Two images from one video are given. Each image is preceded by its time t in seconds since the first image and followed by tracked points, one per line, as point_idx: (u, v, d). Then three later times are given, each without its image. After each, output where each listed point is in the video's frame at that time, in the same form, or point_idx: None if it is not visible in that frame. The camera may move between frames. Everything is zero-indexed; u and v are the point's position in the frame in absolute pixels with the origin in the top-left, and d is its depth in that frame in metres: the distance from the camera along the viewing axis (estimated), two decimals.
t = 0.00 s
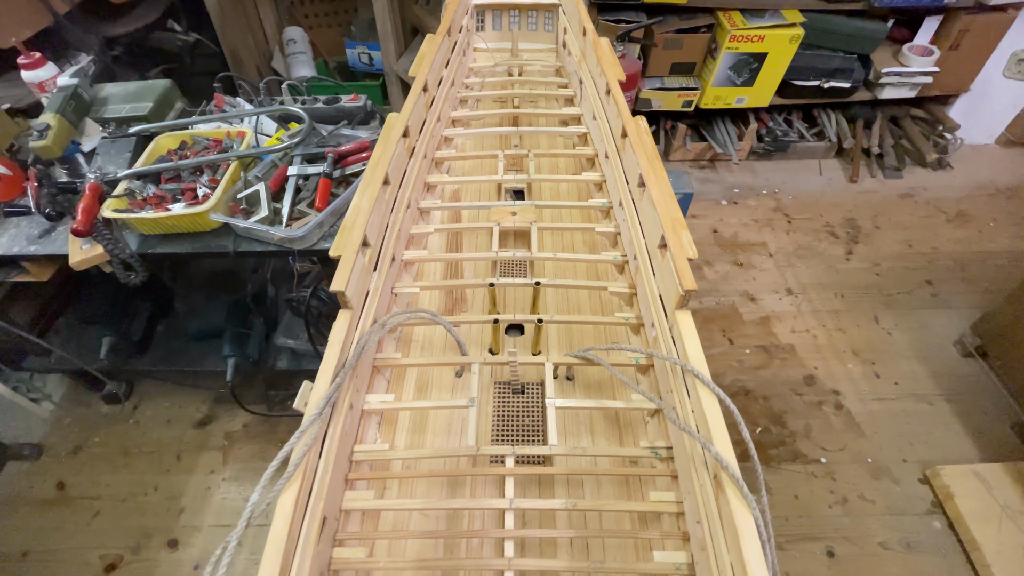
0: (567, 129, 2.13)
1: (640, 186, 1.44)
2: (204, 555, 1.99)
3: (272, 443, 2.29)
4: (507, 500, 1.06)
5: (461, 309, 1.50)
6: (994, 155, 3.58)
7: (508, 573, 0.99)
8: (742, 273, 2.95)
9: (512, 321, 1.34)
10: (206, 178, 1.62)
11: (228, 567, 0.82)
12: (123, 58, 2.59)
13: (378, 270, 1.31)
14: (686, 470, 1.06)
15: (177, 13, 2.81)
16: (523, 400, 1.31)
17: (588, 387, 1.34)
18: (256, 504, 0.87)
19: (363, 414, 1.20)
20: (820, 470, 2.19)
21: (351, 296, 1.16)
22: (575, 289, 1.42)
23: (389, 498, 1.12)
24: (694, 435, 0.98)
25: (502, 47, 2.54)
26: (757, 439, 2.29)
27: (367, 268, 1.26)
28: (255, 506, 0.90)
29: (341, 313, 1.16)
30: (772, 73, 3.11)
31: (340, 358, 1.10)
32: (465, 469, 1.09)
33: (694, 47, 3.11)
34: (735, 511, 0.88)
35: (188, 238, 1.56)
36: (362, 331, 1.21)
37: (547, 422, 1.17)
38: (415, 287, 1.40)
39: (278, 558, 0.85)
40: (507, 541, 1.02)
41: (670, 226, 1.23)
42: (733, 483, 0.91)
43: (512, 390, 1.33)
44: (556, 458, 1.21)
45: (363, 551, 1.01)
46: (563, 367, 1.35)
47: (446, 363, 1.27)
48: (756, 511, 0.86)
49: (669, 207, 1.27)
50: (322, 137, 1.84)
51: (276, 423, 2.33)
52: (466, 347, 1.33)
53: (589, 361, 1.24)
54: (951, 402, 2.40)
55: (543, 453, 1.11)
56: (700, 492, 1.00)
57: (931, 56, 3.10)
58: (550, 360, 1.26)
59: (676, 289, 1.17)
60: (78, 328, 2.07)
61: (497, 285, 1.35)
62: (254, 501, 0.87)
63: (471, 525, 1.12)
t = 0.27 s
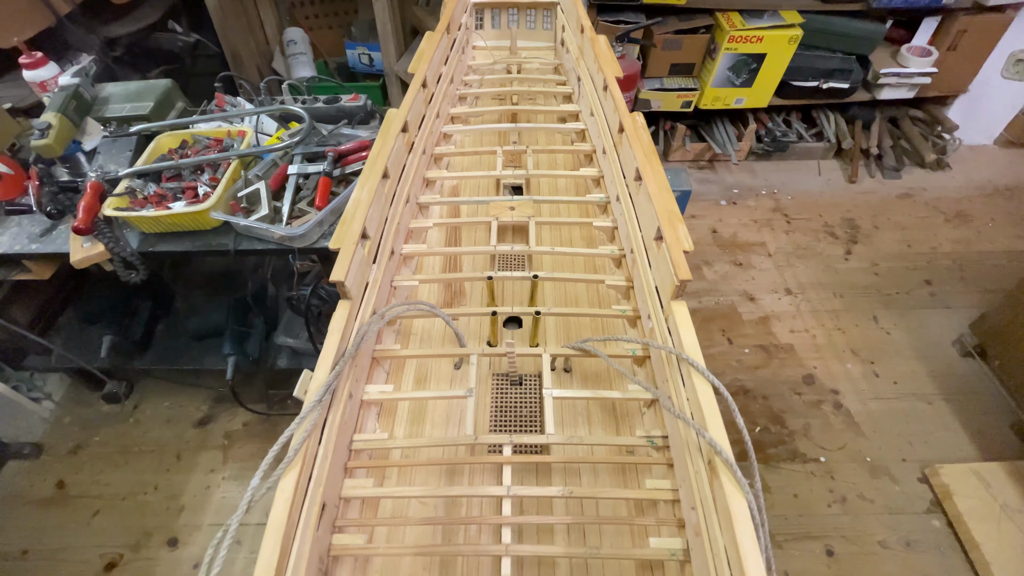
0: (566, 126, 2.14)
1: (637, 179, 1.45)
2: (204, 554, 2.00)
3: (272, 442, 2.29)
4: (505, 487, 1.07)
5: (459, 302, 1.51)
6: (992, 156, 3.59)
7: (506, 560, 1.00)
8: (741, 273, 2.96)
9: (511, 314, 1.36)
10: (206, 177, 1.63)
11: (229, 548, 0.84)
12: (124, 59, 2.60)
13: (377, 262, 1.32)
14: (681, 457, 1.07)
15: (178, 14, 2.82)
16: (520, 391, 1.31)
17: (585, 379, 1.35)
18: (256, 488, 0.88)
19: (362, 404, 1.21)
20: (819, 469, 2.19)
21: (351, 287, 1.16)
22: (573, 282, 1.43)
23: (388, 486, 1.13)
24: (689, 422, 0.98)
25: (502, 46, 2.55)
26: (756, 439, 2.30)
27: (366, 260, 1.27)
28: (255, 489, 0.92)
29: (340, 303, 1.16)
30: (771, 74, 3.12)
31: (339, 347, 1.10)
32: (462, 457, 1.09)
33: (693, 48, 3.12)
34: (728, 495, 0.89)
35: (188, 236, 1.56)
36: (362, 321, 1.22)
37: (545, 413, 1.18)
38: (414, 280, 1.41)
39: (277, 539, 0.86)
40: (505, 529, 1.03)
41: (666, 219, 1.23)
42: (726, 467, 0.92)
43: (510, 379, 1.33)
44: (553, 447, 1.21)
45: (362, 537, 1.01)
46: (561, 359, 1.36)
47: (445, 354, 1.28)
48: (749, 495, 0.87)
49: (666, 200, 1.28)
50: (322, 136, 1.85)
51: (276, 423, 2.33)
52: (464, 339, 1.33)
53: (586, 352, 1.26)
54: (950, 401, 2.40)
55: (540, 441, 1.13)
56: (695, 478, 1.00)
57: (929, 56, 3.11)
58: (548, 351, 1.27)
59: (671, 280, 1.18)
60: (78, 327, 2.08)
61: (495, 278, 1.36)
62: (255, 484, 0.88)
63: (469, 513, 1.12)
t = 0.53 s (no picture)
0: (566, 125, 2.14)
1: (636, 175, 1.45)
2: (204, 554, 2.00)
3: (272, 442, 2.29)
4: (505, 480, 1.07)
5: (460, 298, 1.51)
6: (991, 156, 3.59)
7: (506, 551, 1.00)
8: (741, 273, 2.96)
9: (511, 310, 1.36)
10: (207, 177, 1.63)
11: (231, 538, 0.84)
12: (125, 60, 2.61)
13: (379, 257, 1.32)
14: (681, 450, 1.07)
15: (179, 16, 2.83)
16: (521, 385, 1.32)
17: (585, 374, 1.36)
18: (258, 477, 0.89)
19: (363, 399, 1.21)
20: (819, 469, 2.19)
21: (352, 281, 1.17)
22: (573, 278, 1.43)
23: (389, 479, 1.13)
24: (687, 414, 0.99)
25: (502, 45, 2.55)
26: (756, 439, 2.30)
27: (368, 255, 1.27)
28: (258, 480, 0.92)
29: (341, 297, 1.17)
30: (771, 75, 3.13)
31: (341, 340, 1.11)
32: (462, 450, 1.10)
33: (692, 49, 3.13)
34: (727, 485, 0.89)
35: (189, 236, 1.57)
36: (363, 315, 1.22)
37: (545, 407, 1.19)
38: (415, 277, 1.42)
39: (280, 529, 0.86)
40: (505, 519, 1.03)
41: (665, 214, 1.23)
42: (725, 458, 0.92)
43: (510, 374, 1.34)
44: (553, 440, 1.22)
45: (363, 529, 1.02)
46: (561, 354, 1.36)
47: (445, 349, 1.28)
48: (748, 485, 0.87)
49: (665, 196, 1.28)
50: (322, 136, 1.86)
51: (277, 423, 2.33)
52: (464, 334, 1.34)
53: (586, 347, 1.25)
54: (950, 401, 2.40)
55: (540, 435, 1.13)
56: (695, 470, 1.01)
57: (929, 57, 3.12)
58: (548, 347, 1.27)
59: (670, 274, 1.18)
60: (79, 327, 2.08)
61: (496, 274, 1.37)
62: (257, 474, 0.89)
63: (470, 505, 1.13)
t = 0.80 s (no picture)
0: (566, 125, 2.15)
1: (636, 173, 1.46)
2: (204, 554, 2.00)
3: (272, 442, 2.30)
4: (506, 473, 1.08)
5: (461, 296, 1.52)
6: (990, 158, 3.60)
7: (508, 543, 1.02)
8: (741, 274, 2.97)
9: (512, 306, 1.36)
10: (209, 177, 1.64)
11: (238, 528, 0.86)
12: (127, 61, 2.62)
13: (381, 254, 1.33)
14: (680, 443, 1.08)
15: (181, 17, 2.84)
16: (522, 381, 1.33)
17: (586, 370, 1.36)
18: (264, 469, 0.90)
19: (365, 394, 1.22)
20: (818, 469, 2.19)
21: (355, 277, 1.18)
22: (574, 276, 1.44)
23: (392, 472, 1.14)
24: (686, 407, 1.00)
25: (502, 45, 2.56)
26: (756, 439, 2.30)
27: (370, 252, 1.28)
28: (264, 472, 0.94)
29: (345, 293, 1.18)
30: (771, 77, 3.14)
31: (344, 335, 1.12)
32: (464, 444, 1.11)
33: (692, 50, 3.14)
34: (726, 477, 0.90)
35: (191, 236, 1.57)
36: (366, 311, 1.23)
37: (546, 403, 1.19)
38: (417, 274, 1.42)
39: (285, 520, 0.88)
40: (506, 513, 1.04)
41: (664, 212, 1.25)
42: (724, 451, 0.93)
43: (511, 370, 1.35)
44: (554, 436, 1.22)
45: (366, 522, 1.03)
46: (562, 351, 1.37)
47: (446, 346, 1.29)
48: (746, 476, 0.89)
49: (664, 194, 1.29)
50: (324, 136, 1.86)
51: (277, 423, 2.33)
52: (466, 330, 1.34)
53: (587, 343, 1.26)
54: (950, 401, 2.41)
55: (541, 430, 1.14)
56: (693, 463, 1.02)
57: (928, 59, 3.12)
58: (548, 343, 1.28)
59: (670, 270, 1.19)
60: (80, 327, 2.08)
61: (497, 272, 1.37)
62: (262, 466, 0.90)
63: (471, 499, 1.14)
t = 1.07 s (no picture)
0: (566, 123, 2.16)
1: (635, 168, 1.47)
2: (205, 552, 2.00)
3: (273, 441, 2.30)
4: (507, 461, 1.10)
5: (462, 290, 1.53)
6: (989, 158, 3.61)
7: (509, 529, 1.03)
8: (741, 274, 2.97)
9: (512, 299, 1.38)
10: (211, 176, 1.65)
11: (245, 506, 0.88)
12: (129, 61, 2.63)
13: (384, 246, 1.35)
14: (678, 429, 1.10)
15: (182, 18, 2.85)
16: (522, 373, 1.35)
17: (586, 362, 1.38)
18: (270, 453, 0.93)
19: (368, 384, 1.24)
20: (818, 468, 2.20)
21: (359, 268, 1.19)
22: (573, 269, 1.45)
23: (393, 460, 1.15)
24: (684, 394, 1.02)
25: (503, 44, 2.57)
26: (755, 438, 2.31)
27: (373, 244, 1.29)
28: (270, 455, 0.96)
29: (348, 284, 1.20)
30: (770, 77, 3.15)
31: (348, 325, 1.14)
32: (467, 433, 1.13)
33: (692, 51, 3.15)
34: (723, 461, 0.92)
35: (193, 234, 1.58)
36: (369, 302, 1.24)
37: (546, 391, 1.21)
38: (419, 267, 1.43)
39: (291, 500, 0.90)
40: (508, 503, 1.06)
41: (663, 205, 1.26)
42: (721, 436, 0.95)
43: (512, 363, 1.36)
44: (554, 423, 1.24)
45: (369, 507, 1.05)
46: (562, 343, 1.38)
47: (448, 337, 1.30)
48: (743, 460, 0.91)
49: (663, 188, 1.30)
50: (325, 136, 1.87)
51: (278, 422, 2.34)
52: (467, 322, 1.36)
53: (586, 334, 1.27)
54: (949, 401, 2.41)
55: (541, 418, 1.15)
56: (691, 448, 1.04)
57: (927, 59, 3.13)
58: (549, 334, 1.29)
59: (668, 261, 1.21)
60: (81, 326, 2.09)
61: (497, 265, 1.38)
62: (268, 449, 0.92)
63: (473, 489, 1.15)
